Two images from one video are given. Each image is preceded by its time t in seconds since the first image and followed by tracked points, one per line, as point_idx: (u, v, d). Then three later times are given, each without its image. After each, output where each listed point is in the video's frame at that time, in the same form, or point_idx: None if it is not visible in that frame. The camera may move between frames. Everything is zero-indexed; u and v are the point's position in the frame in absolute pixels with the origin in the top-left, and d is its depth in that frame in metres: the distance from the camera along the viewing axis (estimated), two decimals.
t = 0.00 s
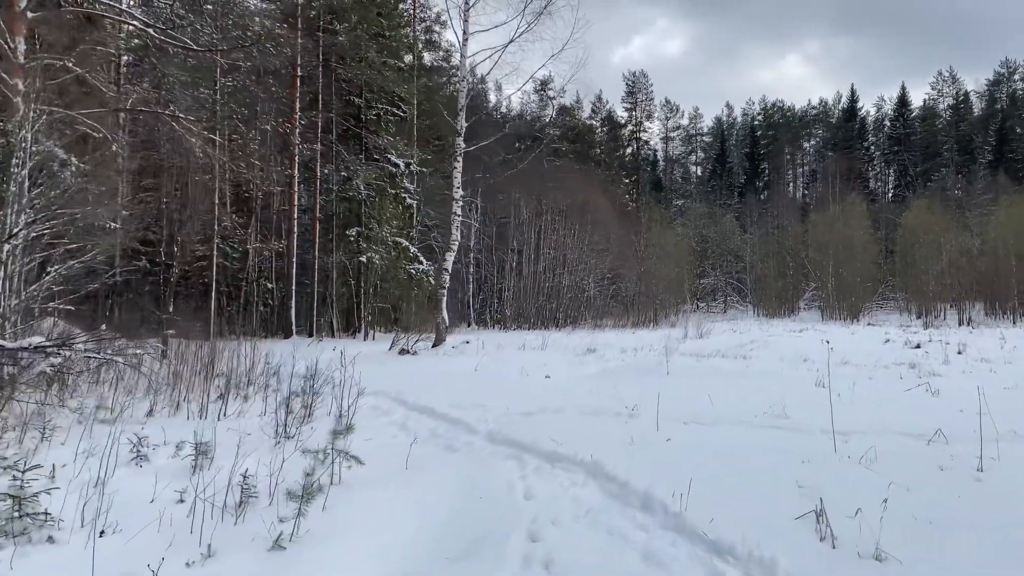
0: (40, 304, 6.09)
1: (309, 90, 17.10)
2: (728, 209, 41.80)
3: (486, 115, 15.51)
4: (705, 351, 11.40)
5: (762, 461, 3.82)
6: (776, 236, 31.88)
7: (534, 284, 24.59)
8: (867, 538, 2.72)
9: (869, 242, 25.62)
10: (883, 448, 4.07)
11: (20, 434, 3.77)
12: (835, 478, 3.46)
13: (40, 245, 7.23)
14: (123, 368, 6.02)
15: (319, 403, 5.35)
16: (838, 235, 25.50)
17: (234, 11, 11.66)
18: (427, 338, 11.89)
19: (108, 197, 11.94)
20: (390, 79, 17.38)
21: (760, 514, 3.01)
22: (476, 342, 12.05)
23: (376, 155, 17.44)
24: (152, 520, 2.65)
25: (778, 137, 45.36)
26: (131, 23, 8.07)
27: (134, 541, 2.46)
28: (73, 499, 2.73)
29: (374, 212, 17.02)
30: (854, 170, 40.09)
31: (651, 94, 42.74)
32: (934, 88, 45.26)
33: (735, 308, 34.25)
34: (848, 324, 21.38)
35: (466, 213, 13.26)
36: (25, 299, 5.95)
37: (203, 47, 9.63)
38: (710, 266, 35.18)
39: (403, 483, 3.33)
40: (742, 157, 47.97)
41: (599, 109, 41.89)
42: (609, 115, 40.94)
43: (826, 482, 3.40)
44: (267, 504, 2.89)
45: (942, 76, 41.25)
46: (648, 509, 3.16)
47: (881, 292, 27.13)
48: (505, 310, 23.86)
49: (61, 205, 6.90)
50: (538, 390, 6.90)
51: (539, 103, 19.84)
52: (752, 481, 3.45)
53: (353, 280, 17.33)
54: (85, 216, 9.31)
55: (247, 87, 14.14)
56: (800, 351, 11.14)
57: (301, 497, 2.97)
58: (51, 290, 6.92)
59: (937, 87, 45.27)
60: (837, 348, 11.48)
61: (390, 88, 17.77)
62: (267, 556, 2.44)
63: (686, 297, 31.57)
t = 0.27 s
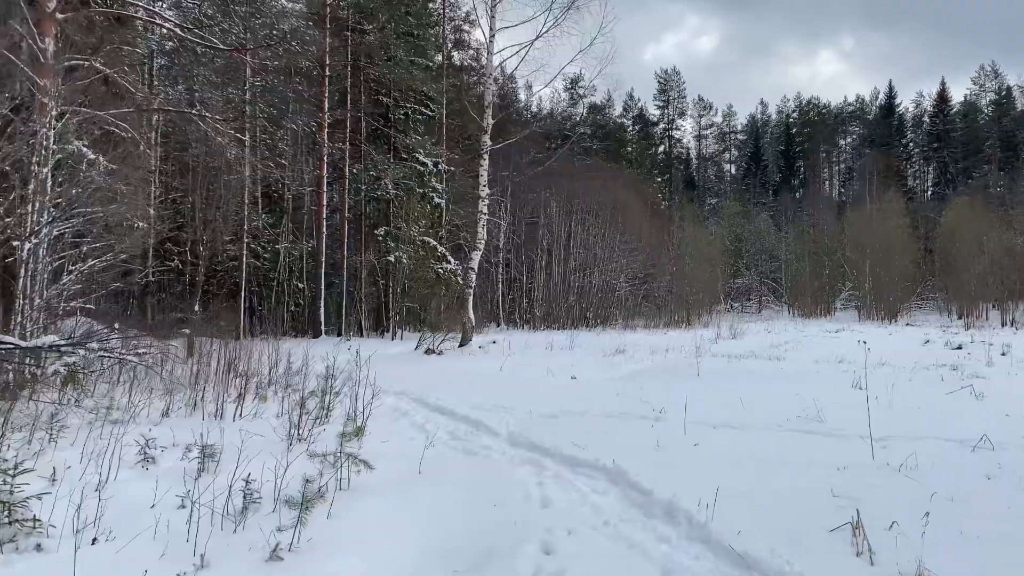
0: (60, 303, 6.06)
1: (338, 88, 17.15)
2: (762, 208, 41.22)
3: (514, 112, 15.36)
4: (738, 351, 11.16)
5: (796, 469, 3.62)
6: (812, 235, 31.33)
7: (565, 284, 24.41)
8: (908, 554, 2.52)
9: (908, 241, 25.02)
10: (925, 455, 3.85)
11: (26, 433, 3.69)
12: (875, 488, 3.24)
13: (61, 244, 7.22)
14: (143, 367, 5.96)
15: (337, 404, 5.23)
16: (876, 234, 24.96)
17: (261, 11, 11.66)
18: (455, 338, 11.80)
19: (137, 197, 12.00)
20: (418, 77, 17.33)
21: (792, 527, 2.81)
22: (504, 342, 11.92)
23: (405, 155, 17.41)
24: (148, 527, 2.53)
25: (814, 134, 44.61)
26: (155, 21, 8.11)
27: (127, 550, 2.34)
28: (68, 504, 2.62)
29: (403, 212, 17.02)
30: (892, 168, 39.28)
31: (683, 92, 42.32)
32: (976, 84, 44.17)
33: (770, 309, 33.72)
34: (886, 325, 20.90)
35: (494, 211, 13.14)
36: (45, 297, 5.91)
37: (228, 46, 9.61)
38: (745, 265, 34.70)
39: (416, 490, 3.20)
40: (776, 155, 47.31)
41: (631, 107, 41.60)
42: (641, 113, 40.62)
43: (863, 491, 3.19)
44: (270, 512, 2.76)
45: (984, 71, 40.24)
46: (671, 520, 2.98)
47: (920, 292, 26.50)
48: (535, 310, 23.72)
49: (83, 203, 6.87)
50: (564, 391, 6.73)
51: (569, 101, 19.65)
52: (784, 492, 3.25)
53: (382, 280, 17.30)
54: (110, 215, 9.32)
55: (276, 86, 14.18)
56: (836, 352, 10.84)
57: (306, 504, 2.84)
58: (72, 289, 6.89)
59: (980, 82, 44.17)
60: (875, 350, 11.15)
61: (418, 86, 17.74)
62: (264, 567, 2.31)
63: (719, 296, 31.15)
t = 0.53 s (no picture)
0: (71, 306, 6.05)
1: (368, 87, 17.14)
2: (800, 205, 40.49)
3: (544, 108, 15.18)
4: (773, 351, 10.87)
5: (831, 476, 3.40)
6: (852, 232, 30.65)
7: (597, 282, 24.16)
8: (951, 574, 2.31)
9: (952, 238, 24.33)
10: (971, 463, 3.60)
11: (33, 433, 3.62)
12: (916, 499, 3.02)
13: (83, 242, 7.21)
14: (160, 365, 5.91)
15: (356, 404, 5.11)
16: (918, 231, 24.31)
17: (290, 9, 11.64)
18: (484, 337, 11.67)
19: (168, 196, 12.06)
20: (447, 74, 17.25)
21: (824, 542, 2.61)
22: (534, 342, 11.76)
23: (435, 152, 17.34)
24: (139, 535, 2.41)
25: (854, 130, 43.70)
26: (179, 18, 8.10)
27: (111, 560, 2.23)
28: (60, 512, 2.52)
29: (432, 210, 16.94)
30: (935, 163, 38.29)
31: (719, 88, 41.76)
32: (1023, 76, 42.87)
33: (809, 307, 33.07)
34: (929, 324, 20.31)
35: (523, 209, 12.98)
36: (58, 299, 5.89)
37: (256, 43, 9.59)
38: (783, 264, 34.09)
39: (425, 498, 3.05)
40: (815, 151, 46.47)
41: (665, 104, 41.16)
42: (676, 110, 40.16)
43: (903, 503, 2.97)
44: (270, 521, 2.63)
45: None
46: (694, 533, 2.79)
47: (964, 291, 25.76)
48: (567, 309, 23.52)
49: (105, 203, 6.91)
50: (591, 392, 6.55)
51: (601, 98, 19.42)
52: (817, 503, 3.04)
53: (412, 278, 17.25)
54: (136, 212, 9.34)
55: (305, 85, 14.18)
56: (876, 352, 10.49)
57: (308, 513, 2.70)
58: (89, 288, 6.88)
59: None
60: (919, 350, 10.77)
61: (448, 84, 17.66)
62: None
63: (756, 295, 30.63)
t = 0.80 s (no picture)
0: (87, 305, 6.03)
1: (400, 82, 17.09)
2: (840, 199, 39.69)
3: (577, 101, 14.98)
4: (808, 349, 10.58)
5: (864, 483, 3.20)
6: (894, 227, 29.93)
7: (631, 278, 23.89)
8: None
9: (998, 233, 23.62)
10: (1017, 470, 3.37)
11: (37, 431, 3.54)
12: (954, 510, 2.80)
13: (106, 238, 7.19)
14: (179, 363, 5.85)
15: (373, 404, 4.99)
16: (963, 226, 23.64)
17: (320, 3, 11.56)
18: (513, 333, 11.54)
19: (198, 193, 12.11)
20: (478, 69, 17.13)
21: (851, 554, 2.41)
22: (564, 338, 11.60)
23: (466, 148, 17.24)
24: (124, 537, 2.31)
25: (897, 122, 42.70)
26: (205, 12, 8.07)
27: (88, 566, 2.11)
28: (44, 515, 2.42)
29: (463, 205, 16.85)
30: (981, 156, 37.24)
31: (757, 81, 41.09)
32: None
33: (849, 304, 32.40)
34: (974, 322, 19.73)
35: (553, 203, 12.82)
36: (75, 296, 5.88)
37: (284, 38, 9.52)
38: (822, 259, 33.43)
39: (431, 504, 2.90)
40: (856, 145, 45.53)
41: (702, 98, 40.62)
42: (713, 103, 39.61)
43: (943, 514, 2.76)
44: (263, 526, 2.52)
45: None
46: (710, 544, 2.60)
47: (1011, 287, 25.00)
48: (601, 305, 23.30)
49: (130, 200, 6.97)
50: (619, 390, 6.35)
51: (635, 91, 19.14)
52: (847, 512, 2.84)
53: (443, 274, 17.19)
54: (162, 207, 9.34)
55: (335, 80, 14.17)
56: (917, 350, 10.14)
57: (305, 518, 2.57)
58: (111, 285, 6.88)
59: None
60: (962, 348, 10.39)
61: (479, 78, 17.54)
62: None
63: (794, 291, 30.07)
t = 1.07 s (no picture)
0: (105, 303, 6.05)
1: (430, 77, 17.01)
2: (883, 193, 38.80)
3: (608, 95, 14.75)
4: (846, 347, 10.27)
5: (893, 490, 3.05)
6: (938, 221, 29.13)
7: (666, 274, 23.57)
8: None
9: None
10: None
11: (39, 433, 3.49)
12: (990, 520, 2.64)
13: (130, 235, 7.26)
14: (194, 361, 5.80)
15: (390, 404, 4.90)
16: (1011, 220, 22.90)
17: None
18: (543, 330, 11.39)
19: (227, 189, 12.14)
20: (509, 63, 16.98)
21: (880, 567, 2.28)
22: (595, 335, 11.41)
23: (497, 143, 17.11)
24: (115, 543, 2.23)
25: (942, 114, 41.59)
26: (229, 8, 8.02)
27: None
28: (26, 524, 2.33)
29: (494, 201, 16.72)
30: None
31: (796, 73, 40.35)
32: None
33: (891, 300, 31.63)
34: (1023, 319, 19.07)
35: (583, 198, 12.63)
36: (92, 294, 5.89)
37: (311, 33, 9.45)
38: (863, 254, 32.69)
39: (433, 514, 2.76)
40: (899, 137, 44.47)
41: (740, 92, 40.00)
42: (750, 97, 38.99)
43: (984, 530, 2.55)
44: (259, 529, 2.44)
45: None
46: (727, 555, 2.47)
47: None
48: (635, 301, 23.02)
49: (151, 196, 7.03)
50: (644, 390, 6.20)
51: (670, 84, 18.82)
52: (875, 520, 2.69)
53: (474, 270, 17.08)
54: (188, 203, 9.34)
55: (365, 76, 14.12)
56: (961, 349, 9.77)
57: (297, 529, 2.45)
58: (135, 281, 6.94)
59: None
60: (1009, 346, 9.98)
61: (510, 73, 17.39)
62: None
63: (834, 287, 29.43)
